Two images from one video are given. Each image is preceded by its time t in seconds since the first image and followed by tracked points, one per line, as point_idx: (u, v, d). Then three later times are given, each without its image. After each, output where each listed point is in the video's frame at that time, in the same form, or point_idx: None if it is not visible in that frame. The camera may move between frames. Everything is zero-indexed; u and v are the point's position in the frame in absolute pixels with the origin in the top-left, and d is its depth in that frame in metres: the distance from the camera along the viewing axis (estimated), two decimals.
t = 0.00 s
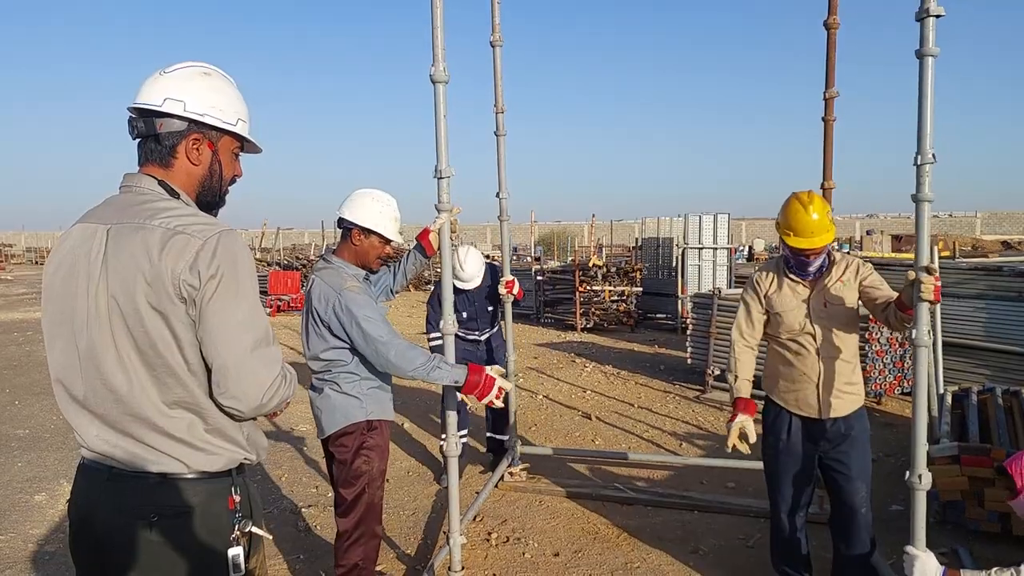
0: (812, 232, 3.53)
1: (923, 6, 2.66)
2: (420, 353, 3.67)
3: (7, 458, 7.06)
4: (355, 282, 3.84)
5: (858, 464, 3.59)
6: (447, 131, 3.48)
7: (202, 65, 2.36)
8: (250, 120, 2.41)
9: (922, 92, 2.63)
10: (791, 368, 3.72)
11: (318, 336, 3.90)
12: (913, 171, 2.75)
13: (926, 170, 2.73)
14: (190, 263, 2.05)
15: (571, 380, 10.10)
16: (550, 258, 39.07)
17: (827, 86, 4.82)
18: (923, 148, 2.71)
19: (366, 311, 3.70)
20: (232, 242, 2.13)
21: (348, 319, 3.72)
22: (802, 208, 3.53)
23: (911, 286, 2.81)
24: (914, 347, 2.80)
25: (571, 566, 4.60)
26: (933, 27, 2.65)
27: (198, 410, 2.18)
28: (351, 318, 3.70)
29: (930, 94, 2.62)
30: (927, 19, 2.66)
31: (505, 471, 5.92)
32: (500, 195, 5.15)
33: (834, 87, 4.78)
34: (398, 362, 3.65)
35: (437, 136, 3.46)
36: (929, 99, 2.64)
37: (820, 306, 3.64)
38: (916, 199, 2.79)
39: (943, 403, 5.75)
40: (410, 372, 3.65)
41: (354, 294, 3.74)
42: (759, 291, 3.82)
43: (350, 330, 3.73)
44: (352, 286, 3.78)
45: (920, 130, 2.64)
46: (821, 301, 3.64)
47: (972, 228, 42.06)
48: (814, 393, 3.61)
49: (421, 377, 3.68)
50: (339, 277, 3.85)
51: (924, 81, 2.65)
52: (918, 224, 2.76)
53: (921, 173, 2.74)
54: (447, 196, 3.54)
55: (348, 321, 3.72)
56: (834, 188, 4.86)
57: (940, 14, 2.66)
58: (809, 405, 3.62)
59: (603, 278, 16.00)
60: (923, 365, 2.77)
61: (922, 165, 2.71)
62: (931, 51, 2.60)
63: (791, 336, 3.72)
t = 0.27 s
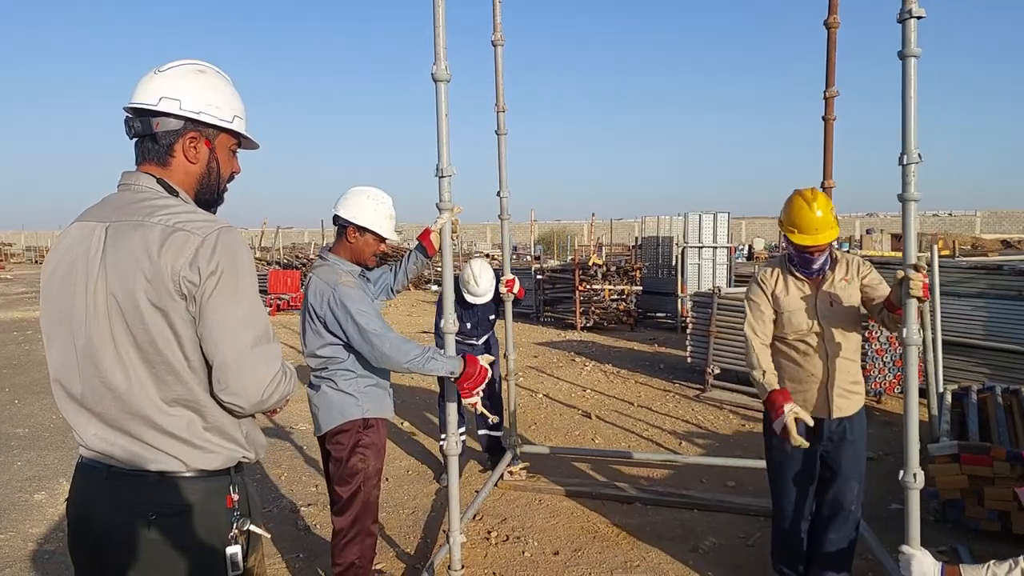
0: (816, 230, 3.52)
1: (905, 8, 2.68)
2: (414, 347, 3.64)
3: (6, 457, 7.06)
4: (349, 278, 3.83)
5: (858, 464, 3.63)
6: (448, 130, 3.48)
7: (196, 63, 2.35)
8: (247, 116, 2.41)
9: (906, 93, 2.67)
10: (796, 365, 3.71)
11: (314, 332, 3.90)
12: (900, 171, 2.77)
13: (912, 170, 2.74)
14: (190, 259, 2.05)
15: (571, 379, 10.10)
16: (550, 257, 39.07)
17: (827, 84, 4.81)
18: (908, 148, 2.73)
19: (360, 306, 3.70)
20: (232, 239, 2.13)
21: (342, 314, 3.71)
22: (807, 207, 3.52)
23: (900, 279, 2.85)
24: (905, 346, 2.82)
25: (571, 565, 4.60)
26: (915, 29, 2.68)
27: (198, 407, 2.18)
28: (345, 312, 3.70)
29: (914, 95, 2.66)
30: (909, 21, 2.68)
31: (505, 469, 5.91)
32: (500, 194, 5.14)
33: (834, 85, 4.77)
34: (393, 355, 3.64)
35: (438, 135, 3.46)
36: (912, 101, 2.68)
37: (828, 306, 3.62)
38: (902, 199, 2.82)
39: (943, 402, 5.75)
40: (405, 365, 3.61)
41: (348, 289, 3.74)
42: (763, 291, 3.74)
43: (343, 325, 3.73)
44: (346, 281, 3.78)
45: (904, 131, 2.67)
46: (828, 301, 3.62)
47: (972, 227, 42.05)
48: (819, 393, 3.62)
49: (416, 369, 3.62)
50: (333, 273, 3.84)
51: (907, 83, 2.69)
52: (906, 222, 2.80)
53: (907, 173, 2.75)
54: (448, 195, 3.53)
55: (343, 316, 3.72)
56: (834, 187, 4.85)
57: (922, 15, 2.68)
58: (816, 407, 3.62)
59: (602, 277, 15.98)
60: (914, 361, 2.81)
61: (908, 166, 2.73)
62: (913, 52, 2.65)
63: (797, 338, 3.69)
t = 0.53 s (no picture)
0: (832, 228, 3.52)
1: (894, 9, 2.68)
2: (401, 355, 3.72)
3: (7, 457, 7.06)
4: (348, 279, 3.81)
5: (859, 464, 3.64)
6: (448, 130, 3.48)
7: (191, 63, 2.35)
8: (243, 115, 2.41)
9: (896, 93, 2.67)
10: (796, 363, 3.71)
11: (312, 332, 3.91)
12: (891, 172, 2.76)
13: (903, 170, 2.74)
14: (189, 259, 2.05)
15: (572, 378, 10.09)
16: (550, 256, 39.08)
17: (827, 84, 4.81)
18: (899, 148, 2.73)
19: (354, 306, 3.69)
20: (230, 239, 2.13)
21: (337, 313, 3.72)
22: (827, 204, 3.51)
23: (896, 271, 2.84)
24: (900, 345, 2.83)
25: (572, 565, 4.60)
26: (904, 29, 2.68)
27: (197, 407, 2.18)
28: (339, 311, 3.71)
29: (904, 94, 2.65)
30: (898, 22, 2.68)
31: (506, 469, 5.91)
32: (500, 194, 5.14)
33: (834, 85, 4.77)
34: (379, 361, 3.67)
35: (437, 135, 3.46)
36: (903, 100, 2.68)
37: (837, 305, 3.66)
38: (894, 199, 2.83)
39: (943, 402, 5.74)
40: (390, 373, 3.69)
41: (345, 291, 3.72)
42: (777, 288, 3.73)
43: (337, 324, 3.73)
44: (344, 283, 3.76)
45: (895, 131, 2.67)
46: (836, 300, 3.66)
47: (972, 225, 42.07)
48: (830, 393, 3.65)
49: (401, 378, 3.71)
50: (332, 273, 3.83)
51: (897, 83, 2.69)
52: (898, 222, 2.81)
53: (899, 173, 2.74)
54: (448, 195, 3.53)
55: (338, 319, 3.72)
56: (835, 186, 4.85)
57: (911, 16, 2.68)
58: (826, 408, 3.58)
59: (603, 276, 16.03)
60: (909, 359, 2.81)
61: (899, 166, 2.73)
62: (902, 53, 2.64)
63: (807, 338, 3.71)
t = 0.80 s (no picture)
0: (826, 239, 3.44)
1: (899, 7, 2.68)
2: (393, 369, 3.72)
3: (8, 456, 7.07)
4: (352, 280, 3.81)
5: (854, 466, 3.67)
6: (449, 129, 3.48)
7: (192, 62, 2.35)
8: (244, 114, 2.41)
9: (901, 91, 2.67)
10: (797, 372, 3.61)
11: (313, 331, 3.91)
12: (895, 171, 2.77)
13: (907, 169, 2.74)
14: (189, 259, 2.05)
15: (572, 377, 10.09)
16: (551, 256, 39.07)
17: (828, 83, 4.81)
18: (904, 147, 2.73)
19: (357, 310, 3.69)
20: (230, 239, 2.13)
21: (338, 315, 3.70)
22: (825, 212, 3.45)
23: (901, 265, 2.85)
24: (903, 344, 2.83)
25: (573, 564, 4.59)
26: (909, 27, 2.68)
27: (197, 406, 2.18)
28: (341, 314, 3.70)
29: (909, 93, 2.65)
30: (903, 20, 2.68)
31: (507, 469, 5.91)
32: (502, 193, 5.14)
33: (835, 84, 4.77)
34: (371, 369, 3.68)
35: (438, 135, 3.46)
36: (907, 100, 2.68)
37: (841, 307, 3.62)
38: (897, 198, 2.83)
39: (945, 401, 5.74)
40: (380, 386, 3.70)
41: (346, 292, 3.72)
42: (789, 306, 3.53)
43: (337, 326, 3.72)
44: (347, 283, 3.76)
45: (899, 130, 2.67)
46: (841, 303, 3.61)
47: (972, 224, 42.03)
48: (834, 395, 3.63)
49: (391, 392, 3.74)
50: (334, 272, 3.83)
51: (902, 81, 2.69)
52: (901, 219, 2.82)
53: (903, 172, 2.74)
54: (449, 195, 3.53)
55: (337, 319, 3.72)
56: (836, 186, 4.84)
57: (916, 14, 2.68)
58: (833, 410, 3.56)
59: (604, 275, 16.09)
60: (912, 359, 2.81)
61: (903, 165, 2.73)
62: (908, 51, 2.64)
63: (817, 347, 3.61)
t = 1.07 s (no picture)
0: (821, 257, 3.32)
1: (907, 3, 2.68)
2: (392, 372, 3.70)
3: (9, 456, 7.07)
4: (355, 280, 3.80)
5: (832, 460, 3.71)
6: (451, 128, 3.47)
7: (194, 61, 2.35)
8: (245, 113, 2.41)
9: (907, 87, 2.67)
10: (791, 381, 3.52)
11: (316, 330, 3.90)
12: (901, 167, 2.77)
13: (913, 165, 2.74)
14: (189, 258, 2.05)
15: (573, 376, 10.09)
16: (551, 255, 39.08)
17: (829, 81, 4.81)
18: (910, 144, 2.73)
19: (361, 311, 3.69)
20: (231, 238, 2.13)
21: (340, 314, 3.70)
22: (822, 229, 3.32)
23: (906, 260, 2.87)
24: (906, 341, 2.84)
25: (574, 562, 4.59)
26: (916, 23, 2.68)
27: (198, 406, 2.18)
28: (344, 314, 3.69)
29: (915, 89, 2.65)
30: (911, 16, 2.68)
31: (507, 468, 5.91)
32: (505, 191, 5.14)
33: (836, 81, 4.76)
34: (370, 370, 3.66)
35: (441, 133, 3.45)
36: (914, 96, 2.68)
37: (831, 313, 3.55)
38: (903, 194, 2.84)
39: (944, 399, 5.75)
40: (379, 388, 3.68)
41: (349, 292, 3.72)
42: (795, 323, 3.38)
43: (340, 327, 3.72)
44: (349, 283, 3.76)
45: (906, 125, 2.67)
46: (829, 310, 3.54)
47: (972, 223, 42.03)
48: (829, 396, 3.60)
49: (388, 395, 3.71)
50: (337, 272, 3.84)
51: (908, 77, 2.69)
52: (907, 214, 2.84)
53: (909, 169, 2.75)
54: (451, 193, 3.52)
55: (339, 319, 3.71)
56: (837, 183, 4.84)
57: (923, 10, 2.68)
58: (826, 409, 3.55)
59: (604, 274, 16.11)
60: (915, 357, 2.82)
61: (909, 162, 2.73)
62: (915, 47, 2.64)
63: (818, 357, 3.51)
